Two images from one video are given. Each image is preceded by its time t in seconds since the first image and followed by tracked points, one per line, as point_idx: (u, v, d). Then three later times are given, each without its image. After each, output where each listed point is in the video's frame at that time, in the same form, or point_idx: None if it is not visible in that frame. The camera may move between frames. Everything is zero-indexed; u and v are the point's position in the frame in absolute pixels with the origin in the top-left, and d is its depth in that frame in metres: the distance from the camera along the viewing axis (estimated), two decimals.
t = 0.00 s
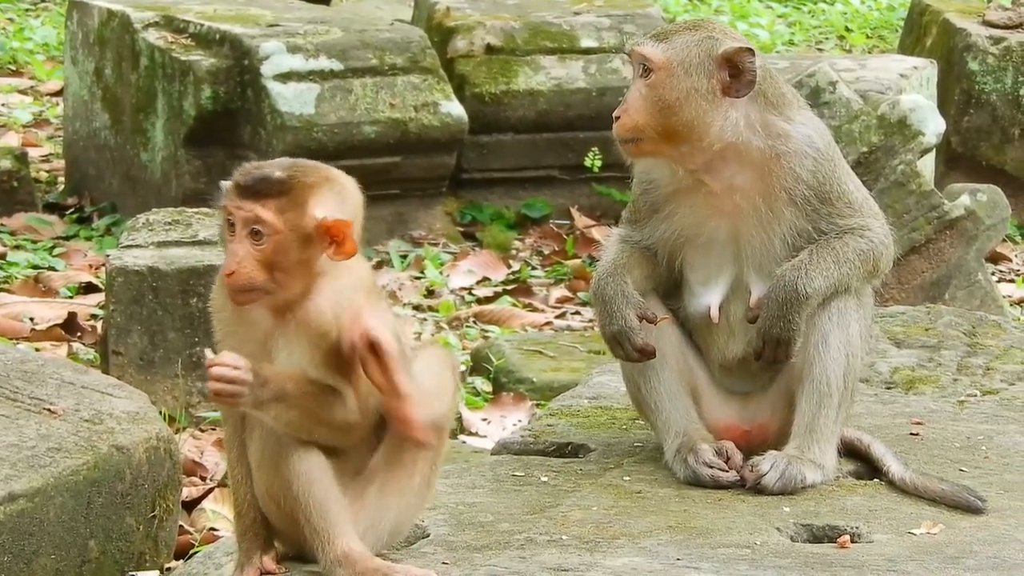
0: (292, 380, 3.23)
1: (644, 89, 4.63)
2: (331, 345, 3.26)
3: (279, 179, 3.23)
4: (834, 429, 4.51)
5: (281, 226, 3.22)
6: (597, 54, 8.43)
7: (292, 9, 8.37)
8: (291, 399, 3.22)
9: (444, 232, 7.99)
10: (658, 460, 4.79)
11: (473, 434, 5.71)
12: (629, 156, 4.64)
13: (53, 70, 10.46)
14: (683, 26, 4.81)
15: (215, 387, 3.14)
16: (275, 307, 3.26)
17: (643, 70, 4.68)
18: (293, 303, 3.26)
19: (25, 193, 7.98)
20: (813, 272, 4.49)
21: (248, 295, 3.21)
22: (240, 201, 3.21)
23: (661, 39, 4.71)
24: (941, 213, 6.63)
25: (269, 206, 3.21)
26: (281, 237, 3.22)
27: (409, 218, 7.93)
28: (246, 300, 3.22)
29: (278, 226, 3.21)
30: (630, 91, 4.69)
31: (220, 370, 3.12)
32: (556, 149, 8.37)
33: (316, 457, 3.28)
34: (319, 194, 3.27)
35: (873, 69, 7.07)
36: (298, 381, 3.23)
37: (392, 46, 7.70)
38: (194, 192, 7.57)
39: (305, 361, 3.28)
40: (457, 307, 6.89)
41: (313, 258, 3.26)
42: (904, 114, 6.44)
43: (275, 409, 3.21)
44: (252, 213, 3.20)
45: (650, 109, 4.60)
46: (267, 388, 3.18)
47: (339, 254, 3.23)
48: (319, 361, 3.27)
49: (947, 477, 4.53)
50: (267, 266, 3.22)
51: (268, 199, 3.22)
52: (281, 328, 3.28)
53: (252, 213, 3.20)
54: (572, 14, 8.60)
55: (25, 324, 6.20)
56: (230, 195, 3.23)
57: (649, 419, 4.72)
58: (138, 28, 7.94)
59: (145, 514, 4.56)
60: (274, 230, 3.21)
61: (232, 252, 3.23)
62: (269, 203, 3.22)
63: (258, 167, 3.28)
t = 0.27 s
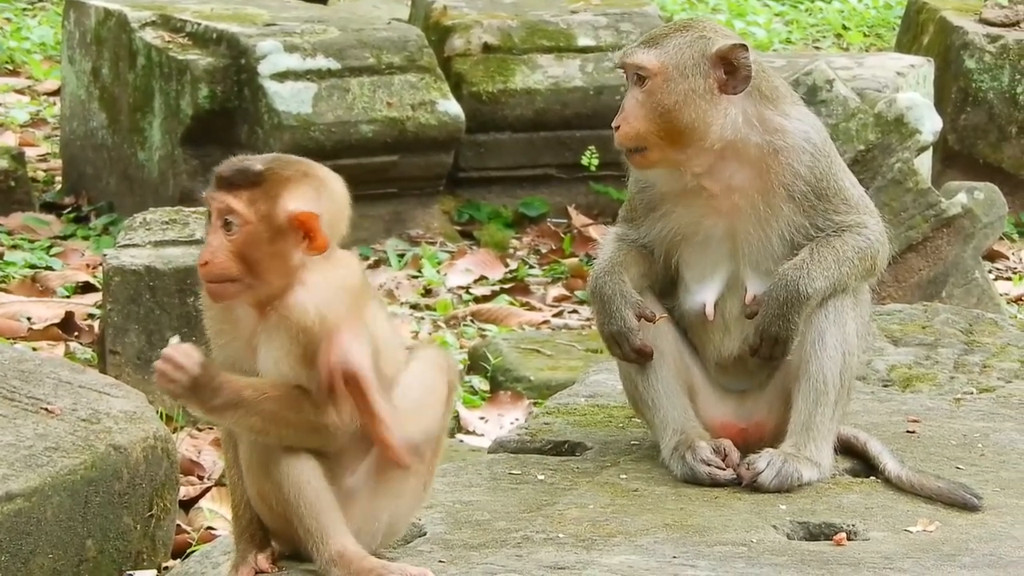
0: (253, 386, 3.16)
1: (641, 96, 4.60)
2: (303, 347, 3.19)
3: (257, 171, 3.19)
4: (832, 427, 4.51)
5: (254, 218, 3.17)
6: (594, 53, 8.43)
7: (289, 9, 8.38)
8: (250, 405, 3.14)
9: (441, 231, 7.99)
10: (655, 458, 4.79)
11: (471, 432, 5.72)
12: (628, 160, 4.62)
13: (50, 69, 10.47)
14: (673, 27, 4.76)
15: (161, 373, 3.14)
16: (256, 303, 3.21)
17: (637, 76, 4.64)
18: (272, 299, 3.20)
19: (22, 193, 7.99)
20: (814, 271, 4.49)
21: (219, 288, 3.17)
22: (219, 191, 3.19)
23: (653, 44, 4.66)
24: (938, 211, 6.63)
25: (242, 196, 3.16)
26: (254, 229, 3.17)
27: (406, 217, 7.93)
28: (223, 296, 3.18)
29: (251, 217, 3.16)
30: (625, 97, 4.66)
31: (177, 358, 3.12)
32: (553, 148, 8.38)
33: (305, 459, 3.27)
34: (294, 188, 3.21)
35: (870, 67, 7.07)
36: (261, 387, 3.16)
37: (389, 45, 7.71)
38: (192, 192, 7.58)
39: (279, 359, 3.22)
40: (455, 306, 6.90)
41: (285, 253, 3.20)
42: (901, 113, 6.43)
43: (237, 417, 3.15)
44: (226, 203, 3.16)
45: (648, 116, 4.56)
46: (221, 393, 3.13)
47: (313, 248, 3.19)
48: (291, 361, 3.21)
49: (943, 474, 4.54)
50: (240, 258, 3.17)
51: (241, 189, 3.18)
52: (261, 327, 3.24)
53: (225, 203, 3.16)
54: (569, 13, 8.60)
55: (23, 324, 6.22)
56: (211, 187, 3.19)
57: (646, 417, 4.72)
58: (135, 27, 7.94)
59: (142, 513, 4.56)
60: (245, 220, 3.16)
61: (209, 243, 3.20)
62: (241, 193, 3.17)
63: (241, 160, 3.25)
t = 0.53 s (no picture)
0: (250, 399, 3.16)
1: (635, 105, 4.59)
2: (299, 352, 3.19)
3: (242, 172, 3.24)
4: (827, 425, 4.51)
5: (238, 218, 3.21)
6: (590, 52, 8.44)
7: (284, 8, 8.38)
8: (251, 419, 3.14)
9: (437, 230, 7.99)
10: (650, 457, 4.79)
11: (466, 431, 5.72)
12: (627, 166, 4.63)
13: (46, 69, 10.47)
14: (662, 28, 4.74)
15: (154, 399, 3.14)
16: (245, 304, 3.23)
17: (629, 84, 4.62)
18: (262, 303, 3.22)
19: (18, 193, 7.99)
20: (811, 271, 4.50)
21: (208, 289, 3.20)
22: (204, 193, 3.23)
23: (642, 50, 4.64)
24: (934, 210, 6.63)
25: (226, 196, 3.20)
26: (239, 229, 3.21)
27: (402, 217, 7.94)
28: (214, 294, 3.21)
29: (235, 217, 3.20)
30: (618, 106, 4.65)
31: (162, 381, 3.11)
32: (549, 147, 8.38)
33: (300, 462, 3.26)
34: (280, 190, 3.23)
35: (865, 66, 7.07)
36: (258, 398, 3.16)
37: (385, 44, 7.71)
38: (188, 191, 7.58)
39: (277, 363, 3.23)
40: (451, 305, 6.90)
41: (272, 254, 3.22)
42: (897, 111, 6.45)
43: (238, 428, 3.14)
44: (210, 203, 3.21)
45: (645, 124, 4.56)
46: (219, 410, 3.12)
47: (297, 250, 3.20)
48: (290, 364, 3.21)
49: (939, 473, 4.54)
50: (225, 258, 3.21)
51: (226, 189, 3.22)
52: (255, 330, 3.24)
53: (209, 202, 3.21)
54: (565, 12, 8.60)
55: (19, 324, 6.22)
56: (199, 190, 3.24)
57: (641, 416, 4.72)
58: (131, 27, 7.94)
59: (138, 512, 4.56)
60: (229, 220, 3.20)
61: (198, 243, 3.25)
62: (226, 192, 3.21)
63: (231, 162, 3.28)
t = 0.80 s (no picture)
0: (251, 401, 3.18)
1: (645, 128, 4.51)
2: (298, 356, 3.22)
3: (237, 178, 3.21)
4: (821, 424, 4.51)
5: (233, 225, 3.20)
6: (585, 52, 8.44)
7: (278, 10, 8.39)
8: (250, 423, 3.16)
9: (433, 231, 7.99)
10: (646, 457, 4.79)
11: (462, 433, 5.73)
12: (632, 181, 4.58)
13: (42, 71, 10.47)
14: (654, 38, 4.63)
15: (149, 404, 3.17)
16: (242, 307, 3.23)
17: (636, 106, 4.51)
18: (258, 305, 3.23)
19: (14, 195, 8.00)
20: (810, 268, 4.51)
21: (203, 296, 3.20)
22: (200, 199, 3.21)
23: (642, 69, 4.52)
24: (929, 210, 6.65)
25: (220, 204, 3.20)
26: (233, 237, 3.20)
27: (397, 218, 7.94)
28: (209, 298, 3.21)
29: (230, 224, 3.20)
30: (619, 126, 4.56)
31: (156, 389, 3.14)
32: (544, 147, 8.39)
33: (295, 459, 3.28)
34: (275, 197, 3.21)
35: (860, 66, 7.07)
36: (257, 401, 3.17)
37: (380, 45, 7.72)
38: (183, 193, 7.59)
39: (277, 371, 3.25)
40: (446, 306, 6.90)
41: (264, 259, 3.21)
42: (892, 111, 6.46)
43: (236, 432, 3.16)
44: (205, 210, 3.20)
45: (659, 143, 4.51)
46: (217, 413, 3.15)
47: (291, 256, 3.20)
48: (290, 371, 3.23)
49: (933, 473, 4.54)
50: (220, 265, 3.21)
51: (220, 196, 3.21)
52: (253, 333, 3.25)
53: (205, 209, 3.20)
54: (559, 13, 8.61)
55: (15, 325, 6.23)
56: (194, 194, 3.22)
57: (637, 415, 4.72)
58: (126, 28, 7.95)
59: (134, 514, 4.57)
60: (223, 226, 3.20)
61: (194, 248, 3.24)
62: (221, 198, 3.21)
63: (226, 168, 3.26)
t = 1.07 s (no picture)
0: (247, 402, 3.19)
1: (673, 126, 4.44)
2: (292, 352, 3.23)
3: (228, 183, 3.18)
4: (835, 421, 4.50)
5: (224, 227, 3.17)
6: (579, 53, 8.45)
7: (273, 11, 8.39)
8: (247, 424, 3.18)
9: (428, 232, 8.00)
10: (641, 457, 4.79)
11: (458, 433, 5.73)
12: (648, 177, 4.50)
13: (37, 72, 10.47)
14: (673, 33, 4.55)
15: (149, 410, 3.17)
16: (239, 307, 3.24)
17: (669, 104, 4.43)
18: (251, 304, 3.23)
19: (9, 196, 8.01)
20: (803, 256, 4.48)
21: (197, 296, 3.20)
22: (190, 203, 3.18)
23: (673, 64, 4.43)
24: (924, 209, 6.63)
25: (211, 207, 3.17)
26: (225, 239, 3.18)
27: (392, 218, 7.94)
28: (205, 301, 3.22)
29: (221, 227, 3.17)
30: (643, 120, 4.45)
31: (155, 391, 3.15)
32: (538, 148, 8.39)
33: (289, 457, 3.27)
34: (268, 196, 3.18)
35: (854, 66, 7.08)
36: (255, 401, 3.19)
37: (374, 46, 7.73)
38: (178, 194, 7.59)
39: (272, 369, 3.25)
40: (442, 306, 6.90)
41: (257, 259, 3.20)
42: (886, 110, 6.45)
43: (232, 432, 3.18)
44: (195, 215, 3.17)
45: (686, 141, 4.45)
46: (215, 414, 3.16)
47: (283, 257, 3.19)
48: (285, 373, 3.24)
49: (928, 471, 4.54)
50: (214, 267, 3.20)
51: (210, 200, 3.17)
52: (249, 332, 3.26)
53: (194, 215, 3.17)
54: (554, 13, 8.62)
55: (10, 327, 6.23)
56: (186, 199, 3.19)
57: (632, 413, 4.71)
58: (121, 29, 7.95)
59: (130, 514, 4.55)
60: (214, 231, 3.17)
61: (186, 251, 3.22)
62: (211, 203, 3.17)
63: (219, 168, 3.23)
